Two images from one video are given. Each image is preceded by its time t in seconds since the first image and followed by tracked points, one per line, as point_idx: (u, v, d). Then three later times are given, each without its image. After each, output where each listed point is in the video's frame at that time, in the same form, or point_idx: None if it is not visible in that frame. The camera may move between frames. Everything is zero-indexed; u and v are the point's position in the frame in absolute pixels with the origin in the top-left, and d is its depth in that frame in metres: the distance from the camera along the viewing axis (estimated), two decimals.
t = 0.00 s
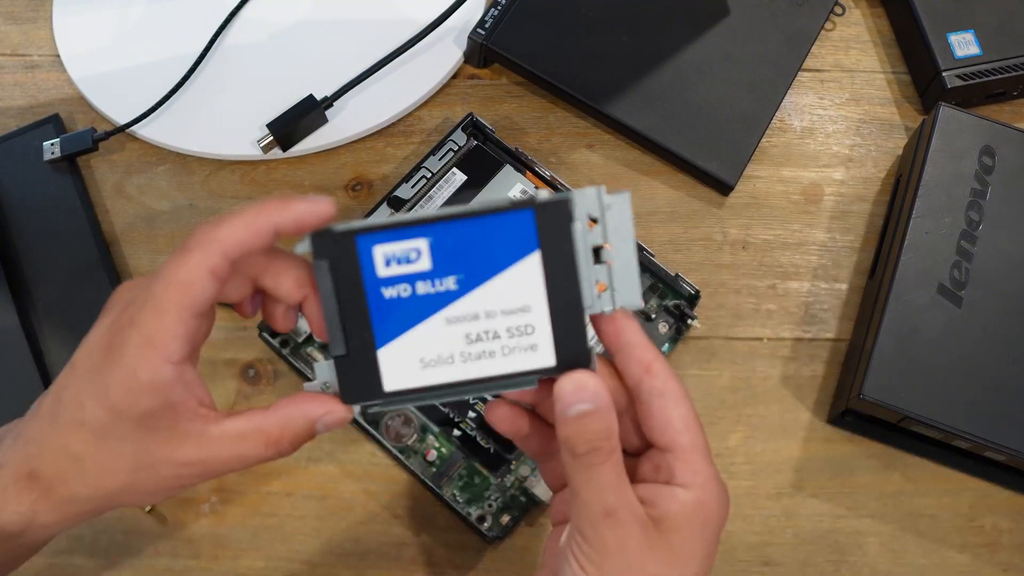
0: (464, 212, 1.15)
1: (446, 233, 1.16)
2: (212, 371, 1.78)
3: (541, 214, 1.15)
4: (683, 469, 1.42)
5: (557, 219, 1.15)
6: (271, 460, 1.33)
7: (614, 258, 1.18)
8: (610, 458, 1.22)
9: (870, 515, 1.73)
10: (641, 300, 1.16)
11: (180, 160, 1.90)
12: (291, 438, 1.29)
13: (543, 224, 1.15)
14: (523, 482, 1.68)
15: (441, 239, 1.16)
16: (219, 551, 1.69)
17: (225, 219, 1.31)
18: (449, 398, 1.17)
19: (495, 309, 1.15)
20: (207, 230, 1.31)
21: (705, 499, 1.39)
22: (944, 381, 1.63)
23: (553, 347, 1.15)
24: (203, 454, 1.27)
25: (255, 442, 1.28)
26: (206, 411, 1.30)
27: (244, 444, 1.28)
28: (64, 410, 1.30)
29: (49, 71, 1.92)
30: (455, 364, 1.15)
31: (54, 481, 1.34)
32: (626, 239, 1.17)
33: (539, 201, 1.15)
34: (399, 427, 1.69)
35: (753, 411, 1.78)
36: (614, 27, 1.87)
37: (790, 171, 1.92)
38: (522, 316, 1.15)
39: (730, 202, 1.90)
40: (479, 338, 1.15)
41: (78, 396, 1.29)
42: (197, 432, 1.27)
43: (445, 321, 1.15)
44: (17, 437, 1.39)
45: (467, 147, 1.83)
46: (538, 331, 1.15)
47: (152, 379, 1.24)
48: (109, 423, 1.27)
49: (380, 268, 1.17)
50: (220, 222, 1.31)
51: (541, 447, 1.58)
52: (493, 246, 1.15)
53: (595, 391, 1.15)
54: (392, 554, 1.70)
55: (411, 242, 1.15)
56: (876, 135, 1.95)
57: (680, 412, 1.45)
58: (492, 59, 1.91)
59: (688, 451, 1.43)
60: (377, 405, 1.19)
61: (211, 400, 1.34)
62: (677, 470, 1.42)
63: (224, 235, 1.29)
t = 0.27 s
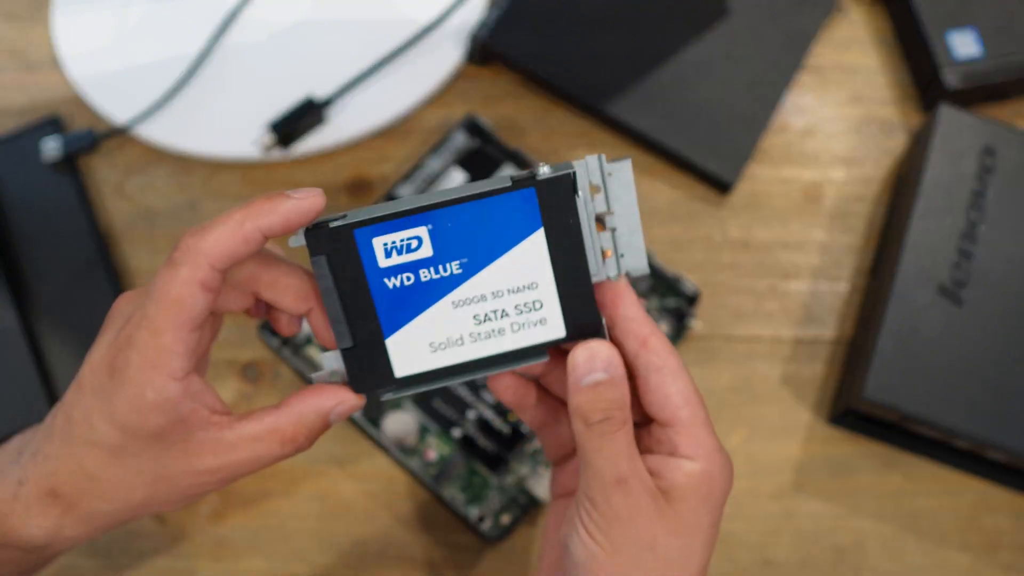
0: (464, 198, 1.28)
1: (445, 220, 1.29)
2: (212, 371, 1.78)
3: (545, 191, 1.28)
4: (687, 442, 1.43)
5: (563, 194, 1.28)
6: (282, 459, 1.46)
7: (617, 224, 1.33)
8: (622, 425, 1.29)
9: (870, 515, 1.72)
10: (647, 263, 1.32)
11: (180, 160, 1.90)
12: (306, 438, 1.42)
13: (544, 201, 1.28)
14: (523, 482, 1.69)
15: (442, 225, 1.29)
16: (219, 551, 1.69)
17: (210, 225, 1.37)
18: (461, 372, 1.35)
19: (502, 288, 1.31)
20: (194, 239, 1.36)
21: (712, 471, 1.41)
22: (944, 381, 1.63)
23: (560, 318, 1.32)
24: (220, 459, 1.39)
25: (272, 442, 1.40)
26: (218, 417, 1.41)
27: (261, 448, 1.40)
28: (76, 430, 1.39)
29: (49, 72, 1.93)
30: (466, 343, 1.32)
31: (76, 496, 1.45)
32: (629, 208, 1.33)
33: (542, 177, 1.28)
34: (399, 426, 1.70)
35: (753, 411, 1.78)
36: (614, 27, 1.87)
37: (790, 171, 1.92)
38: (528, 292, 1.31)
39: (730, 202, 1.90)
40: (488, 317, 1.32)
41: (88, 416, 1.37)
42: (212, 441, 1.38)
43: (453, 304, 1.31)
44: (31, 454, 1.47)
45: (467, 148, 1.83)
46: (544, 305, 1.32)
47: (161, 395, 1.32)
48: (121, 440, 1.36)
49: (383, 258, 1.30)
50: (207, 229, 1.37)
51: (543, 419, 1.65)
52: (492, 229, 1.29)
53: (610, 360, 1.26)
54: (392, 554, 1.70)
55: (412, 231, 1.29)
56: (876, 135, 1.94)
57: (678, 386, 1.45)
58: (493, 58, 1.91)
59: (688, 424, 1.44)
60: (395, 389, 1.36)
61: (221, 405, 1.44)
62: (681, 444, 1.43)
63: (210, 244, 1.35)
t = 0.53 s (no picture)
0: (500, 182, 1.28)
1: (482, 204, 1.28)
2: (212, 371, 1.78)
3: (569, 172, 1.29)
4: (701, 401, 1.43)
5: (581, 176, 1.29)
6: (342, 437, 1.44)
7: (632, 201, 1.33)
8: (649, 378, 1.30)
9: (870, 515, 1.72)
10: (660, 236, 1.32)
11: (180, 160, 1.90)
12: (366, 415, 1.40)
13: (569, 182, 1.29)
14: (523, 482, 1.68)
15: (480, 210, 1.29)
16: (219, 551, 1.69)
17: (278, 221, 1.34)
18: (502, 348, 1.33)
19: (534, 264, 1.30)
20: (262, 236, 1.32)
21: (725, 426, 1.41)
22: (943, 381, 1.63)
23: (588, 290, 1.33)
24: (289, 441, 1.38)
25: (334, 421, 1.38)
26: (283, 400, 1.39)
27: (328, 426, 1.39)
28: (152, 426, 1.35)
29: (49, 72, 1.93)
30: (504, 319, 1.31)
31: (146, 486, 1.41)
32: (642, 186, 1.32)
33: (565, 162, 1.29)
34: (398, 427, 1.70)
35: (753, 411, 1.78)
36: (614, 27, 1.87)
37: (790, 171, 1.92)
38: (558, 268, 1.31)
39: (730, 202, 1.90)
40: (523, 292, 1.31)
41: (164, 409, 1.33)
42: (283, 423, 1.37)
43: (492, 283, 1.30)
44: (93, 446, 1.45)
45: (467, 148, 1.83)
46: (573, 279, 1.32)
47: (240, 384, 1.29)
48: (204, 431, 1.33)
49: (427, 244, 1.30)
50: (275, 224, 1.34)
51: (569, 396, 1.64)
52: (528, 210, 1.29)
53: (637, 320, 1.30)
54: (392, 554, 1.70)
55: (452, 218, 1.29)
56: (876, 135, 1.94)
57: (691, 349, 1.46)
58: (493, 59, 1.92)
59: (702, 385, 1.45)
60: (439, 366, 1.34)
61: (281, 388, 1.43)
62: (696, 403, 1.43)
63: (285, 240, 1.32)
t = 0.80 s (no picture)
0: (505, 197, 1.29)
1: (489, 219, 1.29)
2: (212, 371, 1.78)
3: (574, 188, 1.30)
4: (711, 421, 1.42)
5: (587, 192, 1.30)
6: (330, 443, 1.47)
7: (641, 218, 1.32)
8: (658, 397, 1.30)
9: (870, 515, 1.72)
10: (670, 253, 1.30)
11: (180, 160, 1.90)
12: (353, 429, 1.41)
13: (574, 198, 1.30)
14: (524, 482, 1.67)
15: (486, 225, 1.29)
16: (219, 551, 1.69)
17: (271, 237, 1.25)
18: (511, 365, 1.31)
19: (542, 280, 1.29)
20: (261, 253, 1.25)
21: (736, 446, 1.41)
22: (943, 381, 1.63)
23: (597, 307, 1.30)
24: (276, 448, 1.40)
25: (320, 433, 1.40)
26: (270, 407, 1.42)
27: (313, 437, 1.39)
28: (139, 431, 1.33)
29: (49, 71, 1.93)
30: (513, 335, 1.29)
31: (128, 486, 1.38)
32: (650, 203, 1.31)
33: (570, 177, 1.30)
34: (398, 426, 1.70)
35: (753, 411, 1.78)
36: (614, 27, 1.88)
37: (790, 171, 1.92)
38: (566, 284, 1.29)
39: (730, 202, 1.90)
40: (531, 308, 1.29)
41: (153, 416, 1.31)
42: (270, 430, 1.39)
43: (499, 297, 1.29)
44: (72, 446, 1.41)
45: (467, 148, 1.83)
46: (582, 295, 1.30)
47: (236, 395, 1.32)
48: (195, 438, 1.32)
49: (434, 258, 1.30)
50: (269, 238, 1.25)
51: (581, 412, 1.61)
52: (534, 227, 1.29)
53: (648, 338, 1.29)
54: (392, 554, 1.70)
55: (458, 232, 1.29)
56: (876, 135, 1.95)
57: (701, 368, 1.45)
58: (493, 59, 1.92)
59: (712, 404, 1.44)
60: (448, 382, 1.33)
61: (268, 392, 1.45)
62: (706, 422, 1.42)
63: (284, 256, 1.25)
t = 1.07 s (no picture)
0: (495, 214, 1.30)
1: (479, 235, 1.30)
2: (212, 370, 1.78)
3: (562, 206, 1.30)
4: (706, 436, 1.41)
5: (577, 210, 1.31)
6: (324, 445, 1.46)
7: (633, 235, 1.32)
8: (650, 414, 1.28)
9: (870, 515, 1.72)
10: (663, 269, 1.30)
11: (180, 160, 1.90)
12: (348, 435, 1.40)
13: (564, 215, 1.30)
14: (523, 482, 1.67)
15: (476, 242, 1.30)
16: (219, 551, 1.69)
17: (268, 212, 1.28)
18: (504, 381, 1.31)
19: (532, 296, 1.29)
20: (328, 316, 1.25)
21: (730, 462, 1.39)
22: (943, 382, 1.63)
23: (588, 322, 1.30)
24: (271, 450, 1.39)
25: (313, 438, 1.39)
26: (266, 412, 1.42)
27: (308, 442, 1.39)
28: (139, 431, 1.33)
29: (49, 71, 1.93)
30: (504, 351, 1.29)
31: (125, 478, 1.38)
32: (641, 219, 1.31)
33: (557, 193, 1.31)
34: (398, 427, 1.70)
35: (753, 411, 1.78)
36: (614, 27, 1.88)
37: (790, 171, 1.92)
38: (557, 300, 1.29)
39: (730, 202, 1.90)
40: (522, 324, 1.29)
41: (157, 415, 1.31)
42: (267, 434, 1.39)
43: (490, 314, 1.29)
44: (68, 437, 1.39)
45: (467, 148, 1.83)
46: (572, 311, 1.29)
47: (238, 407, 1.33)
48: (195, 443, 1.32)
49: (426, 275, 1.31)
50: (336, 302, 1.25)
51: (578, 428, 1.58)
52: (523, 243, 1.30)
53: (641, 354, 1.28)
54: (392, 554, 1.70)
55: (449, 249, 1.30)
56: (876, 135, 1.95)
57: (697, 384, 1.43)
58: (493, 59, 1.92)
59: (707, 420, 1.42)
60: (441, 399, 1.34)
61: (264, 397, 1.44)
62: (700, 438, 1.41)
63: (347, 326, 1.25)
